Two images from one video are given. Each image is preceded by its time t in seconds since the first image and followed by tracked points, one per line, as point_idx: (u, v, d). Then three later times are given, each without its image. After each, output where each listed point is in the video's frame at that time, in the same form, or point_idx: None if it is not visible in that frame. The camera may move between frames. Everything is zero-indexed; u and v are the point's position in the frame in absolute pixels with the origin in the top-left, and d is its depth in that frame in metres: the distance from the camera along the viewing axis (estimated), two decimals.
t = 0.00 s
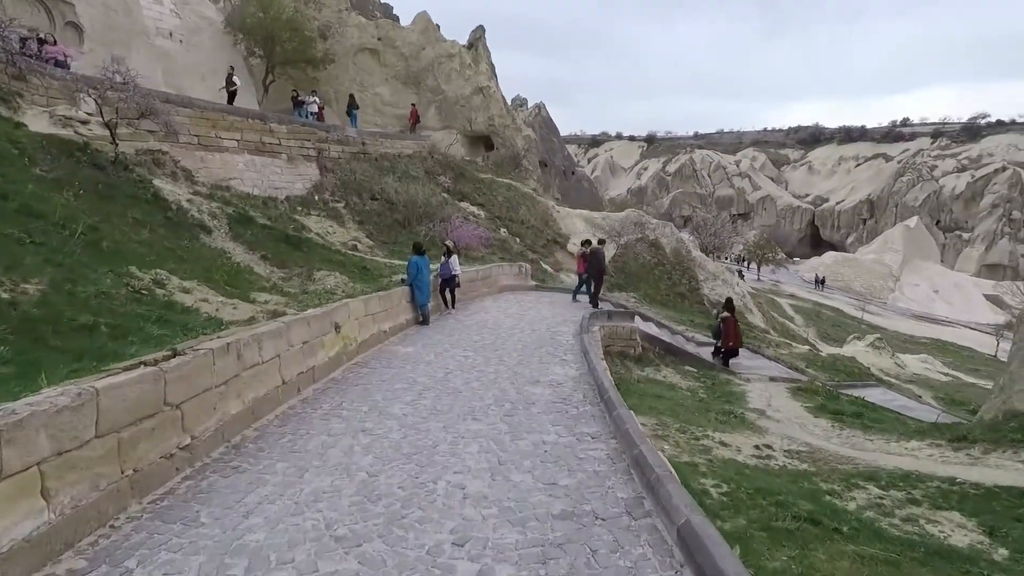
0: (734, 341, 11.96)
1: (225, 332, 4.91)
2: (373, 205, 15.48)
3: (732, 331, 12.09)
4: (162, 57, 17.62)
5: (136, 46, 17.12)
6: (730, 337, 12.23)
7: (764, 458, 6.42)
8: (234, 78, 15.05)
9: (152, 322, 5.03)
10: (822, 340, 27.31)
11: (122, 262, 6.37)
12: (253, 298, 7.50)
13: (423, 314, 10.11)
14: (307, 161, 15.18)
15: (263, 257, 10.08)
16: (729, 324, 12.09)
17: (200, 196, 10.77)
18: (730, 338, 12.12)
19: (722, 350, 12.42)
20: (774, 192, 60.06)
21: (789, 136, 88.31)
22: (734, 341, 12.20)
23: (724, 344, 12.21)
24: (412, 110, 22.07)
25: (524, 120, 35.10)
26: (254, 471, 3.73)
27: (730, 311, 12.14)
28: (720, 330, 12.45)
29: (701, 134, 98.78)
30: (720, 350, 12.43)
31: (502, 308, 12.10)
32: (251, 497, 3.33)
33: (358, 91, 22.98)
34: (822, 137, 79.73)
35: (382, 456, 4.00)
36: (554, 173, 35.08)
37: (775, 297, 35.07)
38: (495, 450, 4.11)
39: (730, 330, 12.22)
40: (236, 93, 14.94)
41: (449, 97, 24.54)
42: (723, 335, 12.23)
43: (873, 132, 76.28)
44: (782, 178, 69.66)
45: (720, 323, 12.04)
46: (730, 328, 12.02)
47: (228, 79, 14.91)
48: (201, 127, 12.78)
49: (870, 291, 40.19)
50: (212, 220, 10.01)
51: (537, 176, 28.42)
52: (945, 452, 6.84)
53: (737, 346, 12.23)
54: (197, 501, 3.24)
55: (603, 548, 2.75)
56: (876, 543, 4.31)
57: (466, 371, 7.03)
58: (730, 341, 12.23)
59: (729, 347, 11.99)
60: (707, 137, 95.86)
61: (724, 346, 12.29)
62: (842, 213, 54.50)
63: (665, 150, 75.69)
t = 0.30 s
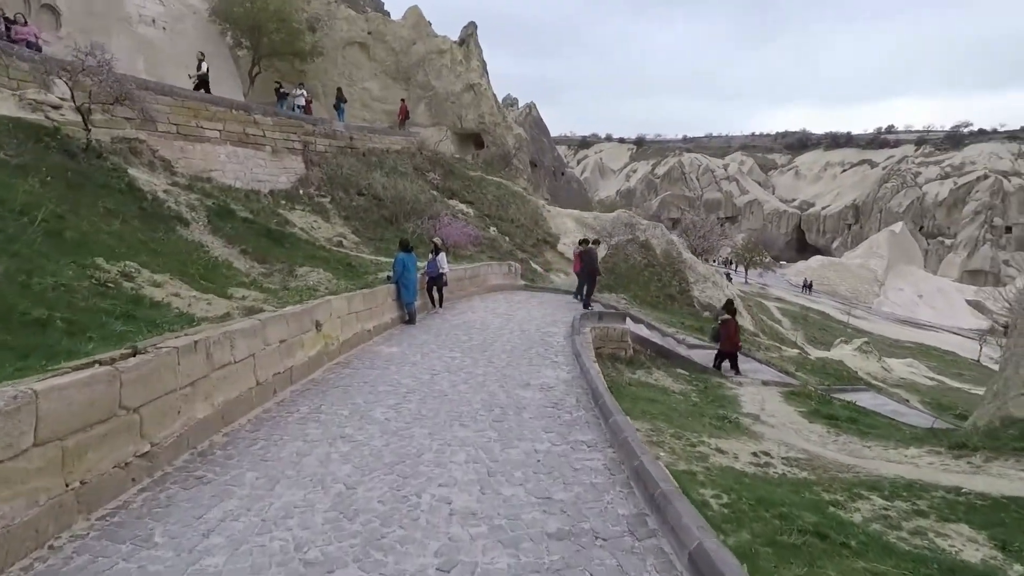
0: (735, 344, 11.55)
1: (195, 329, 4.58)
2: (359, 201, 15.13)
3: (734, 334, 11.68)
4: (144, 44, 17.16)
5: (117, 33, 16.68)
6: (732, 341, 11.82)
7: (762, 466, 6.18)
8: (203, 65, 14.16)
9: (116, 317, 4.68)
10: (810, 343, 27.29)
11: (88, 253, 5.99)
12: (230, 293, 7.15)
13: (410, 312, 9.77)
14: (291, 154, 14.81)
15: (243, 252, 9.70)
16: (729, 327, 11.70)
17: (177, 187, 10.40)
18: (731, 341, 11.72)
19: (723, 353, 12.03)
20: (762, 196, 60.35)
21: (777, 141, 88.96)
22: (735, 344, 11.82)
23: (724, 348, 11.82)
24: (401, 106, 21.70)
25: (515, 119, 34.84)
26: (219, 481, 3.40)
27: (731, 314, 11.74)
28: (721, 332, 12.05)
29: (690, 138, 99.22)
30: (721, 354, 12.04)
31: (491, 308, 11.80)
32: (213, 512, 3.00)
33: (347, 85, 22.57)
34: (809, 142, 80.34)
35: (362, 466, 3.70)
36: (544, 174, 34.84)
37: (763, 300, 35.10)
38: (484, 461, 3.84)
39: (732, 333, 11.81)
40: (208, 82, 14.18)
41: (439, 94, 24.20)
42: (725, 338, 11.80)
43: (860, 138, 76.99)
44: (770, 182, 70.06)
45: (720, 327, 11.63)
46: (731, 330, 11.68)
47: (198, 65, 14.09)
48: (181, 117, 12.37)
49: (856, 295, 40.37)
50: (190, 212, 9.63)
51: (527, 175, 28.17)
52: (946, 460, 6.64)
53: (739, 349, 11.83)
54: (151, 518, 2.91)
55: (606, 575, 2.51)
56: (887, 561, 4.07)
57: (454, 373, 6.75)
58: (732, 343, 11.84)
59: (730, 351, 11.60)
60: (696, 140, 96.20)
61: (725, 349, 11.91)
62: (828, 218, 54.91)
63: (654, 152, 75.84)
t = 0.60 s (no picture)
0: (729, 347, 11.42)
1: (152, 339, 4.26)
2: (334, 200, 14.70)
3: (728, 335, 11.58)
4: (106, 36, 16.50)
5: (76, 24, 15.99)
6: (725, 341, 11.75)
7: (755, 471, 5.97)
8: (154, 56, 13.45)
9: (64, 326, 4.30)
10: (788, 341, 27.48)
11: (35, 256, 5.55)
12: (195, 300, 6.78)
13: (388, 315, 9.43)
14: (262, 151, 14.34)
15: (210, 254, 9.40)
16: (724, 328, 11.59)
17: (139, 186, 10.02)
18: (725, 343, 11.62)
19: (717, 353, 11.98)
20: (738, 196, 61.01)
21: (752, 141, 90.06)
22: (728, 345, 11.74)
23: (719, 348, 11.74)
24: (377, 103, 21.27)
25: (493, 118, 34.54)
26: (176, 512, 3.08)
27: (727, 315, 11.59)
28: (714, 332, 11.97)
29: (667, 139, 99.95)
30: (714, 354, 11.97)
31: (472, 309, 11.50)
32: (166, 550, 2.69)
33: (321, 82, 22.04)
34: (783, 143, 81.47)
35: (336, 491, 3.44)
36: (523, 174, 34.62)
37: (741, 299, 35.35)
38: (470, 480, 3.61)
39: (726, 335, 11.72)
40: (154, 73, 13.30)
41: (417, 91, 23.81)
42: (719, 339, 11.70)
43: (832, 139, 78.31)
44: (745, 182, 70.90)
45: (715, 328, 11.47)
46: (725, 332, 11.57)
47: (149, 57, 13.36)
48: (145, 112, 11.86)
49: (830, 293, 40.85)
50: (152, 213, 9.20)
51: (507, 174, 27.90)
52: (938, 459, 6.45)
53: (731, 350, 11.77)
54: (94, 561, 2.58)
55: None
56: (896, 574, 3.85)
57: (434, 381, 6.47)
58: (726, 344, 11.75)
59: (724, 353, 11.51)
60: (672, 140, 96.92)
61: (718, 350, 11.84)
62: (801, 218, 55.79)
63: (632, 152, 76.21)
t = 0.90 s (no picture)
0: (712, 343, 11.22)
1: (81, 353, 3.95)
2: (293, 203, 14.17)
3: (708, 330, 11.47)
4: (43, 30, 15.52)
5: (9, 16, 14.89)
6: (707, 337, 11.60)
7: (737, 471, 5.78)
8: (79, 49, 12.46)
9: None
10: (755, 335, 27.79)
11: None
12: (139, 312, 6.34)
13: (353, 320, 9.02)
14: (215, 152, 13.73)
15: (158, 260, 8.90)
16: (706, 323, 11.47)
17: (79, 191, 9.49)
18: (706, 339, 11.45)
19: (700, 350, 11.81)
20: (702, 193, 61.92)
21: (714, 139, 91.56)
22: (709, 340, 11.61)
23: (700, 343, 11.59)
24: (338, 102, 20.71)
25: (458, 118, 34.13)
26: (103, 557, 2.80)
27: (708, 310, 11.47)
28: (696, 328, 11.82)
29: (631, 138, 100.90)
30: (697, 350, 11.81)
31: (440, 312, 11.14)
32: None
33: (279, 81, 21.36)
34: (744, 140, 83.07)
35: (290, 521, 3.15)
36: (490, 174, 34.33)
37: (708, 294, 35.73)
38: (441, 500, 3.35)
39: (707, 330, 11.59)
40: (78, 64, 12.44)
41: (379, 90, 23.30)
42: (701, 334, 11.55)
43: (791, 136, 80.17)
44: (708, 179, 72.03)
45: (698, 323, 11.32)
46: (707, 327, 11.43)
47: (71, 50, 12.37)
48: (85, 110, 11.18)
49: (792, 287, 41.62)
50: (93, 219, 8.66)
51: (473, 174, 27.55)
52: (916, 451, 6.32)
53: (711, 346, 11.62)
54: None
55: None
56: None
57: (402, 391, 6.15)
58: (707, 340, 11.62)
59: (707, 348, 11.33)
60: (636, 139, 97.84)
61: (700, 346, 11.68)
62: (762, 214, 56.95)
63: (597, 151, 76.63)
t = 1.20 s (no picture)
0: (694, 342, 10.97)
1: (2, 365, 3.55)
2: (255, 199, 13.61)
3: (690, 330, 11.20)
4: None
5: None
6: (689, 337, 11.37)
7: (718, 479, 5.60)
8: None
9: None
10: (725, 334, 28.02)
11: None
12: (79, 317, 5.84)
13: (316, 321, 8.57)
14: (171, 146, 13.05)
15: (107, 259, 8.34)
16: (688, 322, 11.26)
17: (18, 186, 8.85)
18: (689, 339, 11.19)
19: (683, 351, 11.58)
20: (671, 194, 62.52)
21: (682, 140, 92.69)
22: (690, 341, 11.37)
23: (683, 343, 11.33)
24: (303, 97, 20.08)
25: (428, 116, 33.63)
26: None
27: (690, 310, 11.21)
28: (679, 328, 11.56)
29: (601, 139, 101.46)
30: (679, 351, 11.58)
31: (410, 313, 10.75)
32: None
33: (241, 74, 20.62)
34: (712, 142, 84.28)
35: (239, 554, 2.80)
36: (460, 173, 33.92)
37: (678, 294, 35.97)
38: (410, 526, 3.05)
39: (689, 329, 11.37)
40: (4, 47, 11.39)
41: (346, 85, 22.70)
42: (683, 334, 11.30)
43: (757, 137, 81.63)
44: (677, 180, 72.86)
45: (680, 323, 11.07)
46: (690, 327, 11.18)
47: None
48: (29, 100, 10.47)
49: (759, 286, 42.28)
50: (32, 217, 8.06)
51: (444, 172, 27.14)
52: (896, 454, 6.24)
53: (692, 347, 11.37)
54: None
55: None
56: None
57: (368, 398, 5.79)
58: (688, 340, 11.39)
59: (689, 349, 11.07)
60: (606, 139, 98.41)
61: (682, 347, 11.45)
62: (730, 214, 57.81)
63: (568, 151, 76.78)
